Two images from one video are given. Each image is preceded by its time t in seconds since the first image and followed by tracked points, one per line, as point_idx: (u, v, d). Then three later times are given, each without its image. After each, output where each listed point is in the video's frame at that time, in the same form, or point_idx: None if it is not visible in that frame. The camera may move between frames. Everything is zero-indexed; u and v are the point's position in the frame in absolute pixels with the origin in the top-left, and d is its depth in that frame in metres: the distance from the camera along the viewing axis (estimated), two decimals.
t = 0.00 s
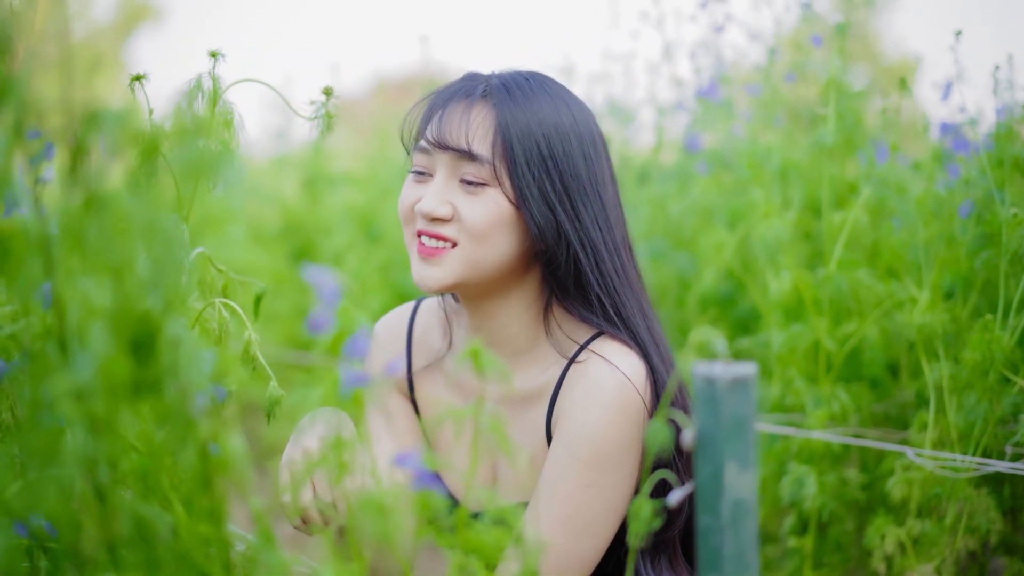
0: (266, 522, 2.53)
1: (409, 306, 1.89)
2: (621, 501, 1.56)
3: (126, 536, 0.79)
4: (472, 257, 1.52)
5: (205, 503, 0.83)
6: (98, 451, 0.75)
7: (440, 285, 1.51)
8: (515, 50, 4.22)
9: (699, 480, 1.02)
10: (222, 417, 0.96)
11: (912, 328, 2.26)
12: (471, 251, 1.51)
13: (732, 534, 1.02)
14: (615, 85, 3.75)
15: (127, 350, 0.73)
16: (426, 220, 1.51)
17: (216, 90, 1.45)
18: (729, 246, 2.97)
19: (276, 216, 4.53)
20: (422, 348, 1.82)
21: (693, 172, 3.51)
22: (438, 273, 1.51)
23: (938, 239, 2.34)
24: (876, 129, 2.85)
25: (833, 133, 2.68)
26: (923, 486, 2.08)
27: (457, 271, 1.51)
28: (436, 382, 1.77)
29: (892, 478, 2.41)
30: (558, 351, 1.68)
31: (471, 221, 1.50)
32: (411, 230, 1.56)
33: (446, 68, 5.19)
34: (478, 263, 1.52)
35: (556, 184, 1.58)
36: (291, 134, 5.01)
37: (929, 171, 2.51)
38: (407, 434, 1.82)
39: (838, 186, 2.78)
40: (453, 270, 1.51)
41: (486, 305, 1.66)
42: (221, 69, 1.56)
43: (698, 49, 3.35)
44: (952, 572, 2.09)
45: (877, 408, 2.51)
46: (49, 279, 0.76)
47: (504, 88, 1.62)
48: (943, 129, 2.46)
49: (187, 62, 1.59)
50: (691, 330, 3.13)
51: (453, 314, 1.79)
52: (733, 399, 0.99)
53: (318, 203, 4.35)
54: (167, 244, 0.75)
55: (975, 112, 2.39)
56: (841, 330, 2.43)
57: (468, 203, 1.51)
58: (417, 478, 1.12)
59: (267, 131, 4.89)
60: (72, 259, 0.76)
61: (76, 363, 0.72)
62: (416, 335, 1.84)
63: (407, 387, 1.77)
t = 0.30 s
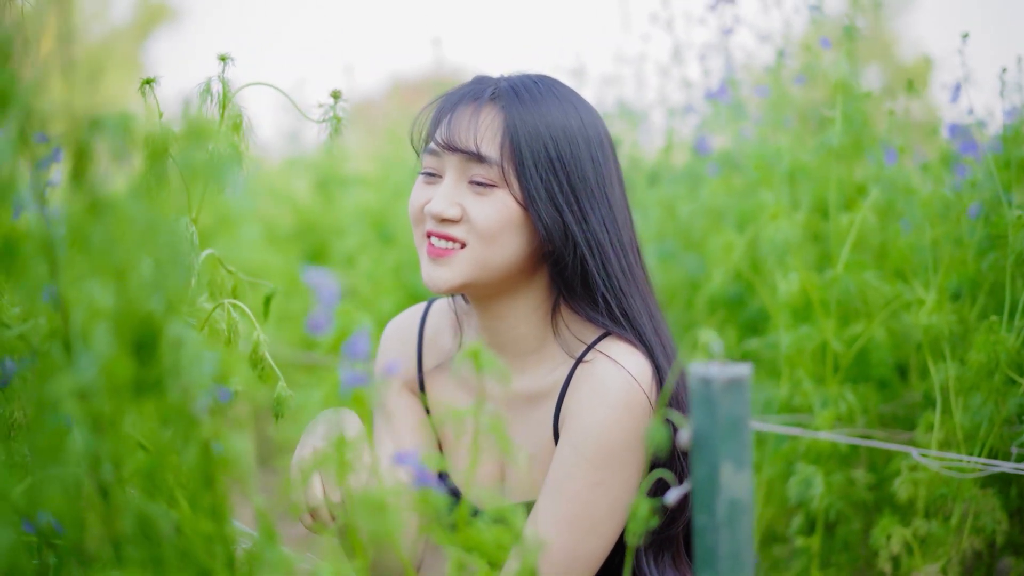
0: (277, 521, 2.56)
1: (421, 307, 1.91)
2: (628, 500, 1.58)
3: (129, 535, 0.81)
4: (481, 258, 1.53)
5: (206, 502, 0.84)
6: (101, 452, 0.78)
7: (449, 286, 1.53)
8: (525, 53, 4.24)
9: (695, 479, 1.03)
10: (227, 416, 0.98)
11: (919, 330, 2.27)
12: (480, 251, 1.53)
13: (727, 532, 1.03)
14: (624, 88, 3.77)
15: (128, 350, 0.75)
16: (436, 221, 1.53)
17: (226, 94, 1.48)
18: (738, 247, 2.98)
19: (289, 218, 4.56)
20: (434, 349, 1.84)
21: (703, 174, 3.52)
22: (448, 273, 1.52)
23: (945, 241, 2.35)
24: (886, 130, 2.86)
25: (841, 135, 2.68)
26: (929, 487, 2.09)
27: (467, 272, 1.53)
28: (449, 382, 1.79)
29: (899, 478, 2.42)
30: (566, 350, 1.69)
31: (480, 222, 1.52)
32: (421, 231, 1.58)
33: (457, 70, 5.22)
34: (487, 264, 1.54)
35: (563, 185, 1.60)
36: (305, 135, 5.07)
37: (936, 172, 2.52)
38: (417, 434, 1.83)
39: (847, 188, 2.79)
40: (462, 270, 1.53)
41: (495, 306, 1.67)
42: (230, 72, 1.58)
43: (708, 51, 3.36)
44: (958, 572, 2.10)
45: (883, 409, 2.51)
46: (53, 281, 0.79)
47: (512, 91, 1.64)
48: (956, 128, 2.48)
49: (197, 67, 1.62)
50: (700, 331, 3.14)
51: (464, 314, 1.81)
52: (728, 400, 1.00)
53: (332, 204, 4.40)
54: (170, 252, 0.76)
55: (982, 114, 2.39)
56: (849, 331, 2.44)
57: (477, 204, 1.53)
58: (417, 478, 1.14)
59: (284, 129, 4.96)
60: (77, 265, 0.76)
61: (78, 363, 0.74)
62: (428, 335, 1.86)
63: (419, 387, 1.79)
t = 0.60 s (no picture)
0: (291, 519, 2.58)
1: (436, 306, 1.93)
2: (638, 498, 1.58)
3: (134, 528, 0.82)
4: (495, 257, 1.55)
5: (212, 496, 0.87)
6: (104, 445, 0.79)
7: (464, 284, 1.54)
8: (538, 53, 4.25)
9: (693, 475, 1.04)
10: (230, 412, 1.00)
11: (927, 330, 2.28)
12: (495, 249, 1.55)
13: (725, 529, 1.04)
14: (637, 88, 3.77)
15: (131, 346, 0.76)
16: (451, 220, 1.55)
17: (236, 94, 1.52)
18: (749, 247, 2.99)
19: (304, 217, 4.60)
20: (448, 346, 1.86)
21: (715, 174, 3.53)
22: (463, 272, 1.54)
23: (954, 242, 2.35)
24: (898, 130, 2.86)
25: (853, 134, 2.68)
26: (937, 487, 2.11)
27: (481, 271, 1.54)
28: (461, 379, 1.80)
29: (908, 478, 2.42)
30: (578, 347, 1.70)
31: (494, 221, 1.54)
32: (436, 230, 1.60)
33: (472, 71, 5.24)
34: (501, 263, 1.56)
35: (576, 185, 1.61)
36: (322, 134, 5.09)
37: (947, 173, 2.52)
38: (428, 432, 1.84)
39: (858, 189, 2.79)
40: (477, 270, 1.54)
41: (509, 304, 1.68)
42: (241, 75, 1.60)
43: (720, 52, 3.37)
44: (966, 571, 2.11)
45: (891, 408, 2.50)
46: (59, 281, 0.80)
47: (526, 91, 1.65)
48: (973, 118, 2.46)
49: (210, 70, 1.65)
50: (711, 331, 3.14)
51: (478, 313, 1.83)
52: (726, 398, 1.01)
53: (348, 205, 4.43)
54: (172, 250, 0.79)
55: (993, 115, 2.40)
56: (858, 331, 2.44)
57: (492, 203, 1.55)
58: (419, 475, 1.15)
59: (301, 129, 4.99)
60: (81, 264, 0.78)
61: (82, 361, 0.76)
62: (442, 333, 1.88)
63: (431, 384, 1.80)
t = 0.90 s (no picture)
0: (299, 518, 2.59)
1: (448, 305, 1.95)
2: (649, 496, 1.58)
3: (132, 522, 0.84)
4: (509, 255, 1.56)
5: (209, 494, 0.88)
6: (100, 437, 0.81)
7: (478, 282, 1.56)
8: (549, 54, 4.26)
9: (689, 473, 1.05)
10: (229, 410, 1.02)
11: (933, 330, 2.28)
12: (508, 248, 1.56)
13: (720, 527, 1.04)
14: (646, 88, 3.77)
15: (130, 345, 0.79)
16: (464, 220, 1.56)
17: (243, 95, 1.53)
18: (758, 246, 2.98)
19: (316, 217, 4.62)
20: (460, 343, 1.88)
21: (725, 175, 3.53)
22: (477, 270, 1.55)
23: (961, 242, 2.36)
24: (908, 130, 2.85)
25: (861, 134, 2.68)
26: (942, 487, 2.10)
27: (495, 269, 1.56)
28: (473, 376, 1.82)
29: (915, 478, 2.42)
30: (590, 344, 1.71)
31: (507, 220, 1.55)
32: (450, 230, 1.62)
33: (483, 71, 5.25)
34: (514, 261, 1.57)
35: (589, 183, 1.62)
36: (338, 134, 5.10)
37: (956, 174, 2.53)
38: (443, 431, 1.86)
39: (867, 189, 2.79)
40: (491, 268, 1.56)
41: (522, 302, 1.69)
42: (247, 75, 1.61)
43: (729, 52, 3.37)
44: (971, 571, 2.11)
45: (897, 409, 2.50)
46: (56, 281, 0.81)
47: (539, 91, 1.66)
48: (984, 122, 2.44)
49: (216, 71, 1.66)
50: (720, 331, 3.14)
51: (491, 311, 1.86)
52: (721, 397, 1.02)
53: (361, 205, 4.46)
54: (170, 253, 0.79)
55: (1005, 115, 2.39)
56: (865, 331, 2.44)
57: (505, 202, 1.56)
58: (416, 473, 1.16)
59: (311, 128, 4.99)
60: (82, 262, 0.79)
61: (81, 357, 0.79)
62: (455, 331, 1.90)
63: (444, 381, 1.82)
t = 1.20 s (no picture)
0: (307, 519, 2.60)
1: (464, 305, 1.99)
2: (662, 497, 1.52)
3: (130, 522, 0.89)
4: (527, 254, 1.57)
5: (205, 494, 0.90)
6: (98, 438, 0.84)
7: (495, 282, 1.56)
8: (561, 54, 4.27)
9: (684, 473, 1.06)
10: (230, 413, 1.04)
11: (941, 330, 2.29)
12: (526, 247, 1.57)
13: (715, 526, 1.05)
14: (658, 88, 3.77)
15: (127, 345, 0.80)
16: (481, 220, 1.57)
17: (251, 97, 1.55)
18: (767, 246, 2.99)
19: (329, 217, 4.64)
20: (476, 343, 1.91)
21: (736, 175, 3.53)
22: (494, 270, 1.56)
23: (969, 243, 2.36)
24: (918, 129, 2.85)
25: (871, 135, 2.68)
26: (949, 487, 2.11)
27: (512, 268, 1.57)
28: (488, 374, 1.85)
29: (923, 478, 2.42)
30: (604, 342, 1.72)
31: (525, 220, 1.56)
32: (466, 230, 1.62)
33: (495, 71, 5.27)
34: (531, 261, 1.58)
35: (604, 183, 1.63)
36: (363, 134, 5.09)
37: (966, 175, 2.53)
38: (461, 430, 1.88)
39: (876, 189, 2.79)
40: (508, 267, 1.57)
41: (538, 301, 1.70)
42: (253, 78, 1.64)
43: (738, 53, 3.37)
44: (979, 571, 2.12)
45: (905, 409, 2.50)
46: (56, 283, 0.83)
47: (554, 92, 1.67)
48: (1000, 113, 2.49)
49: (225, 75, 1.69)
50: (729, 331, 3.14)
51: (506, 311, 1.88)
52: (716, 398, 1.03)
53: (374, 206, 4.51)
54: (165, 252, 0.80)
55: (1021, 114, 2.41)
56: (873, 332, 2.44)
57: (522, 202, 1.56)
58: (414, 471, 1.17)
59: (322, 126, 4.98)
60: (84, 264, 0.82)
61: (80, 357, 0.80)
62: (470, 330, 1.94)
63: (458, 380, 1.84)
